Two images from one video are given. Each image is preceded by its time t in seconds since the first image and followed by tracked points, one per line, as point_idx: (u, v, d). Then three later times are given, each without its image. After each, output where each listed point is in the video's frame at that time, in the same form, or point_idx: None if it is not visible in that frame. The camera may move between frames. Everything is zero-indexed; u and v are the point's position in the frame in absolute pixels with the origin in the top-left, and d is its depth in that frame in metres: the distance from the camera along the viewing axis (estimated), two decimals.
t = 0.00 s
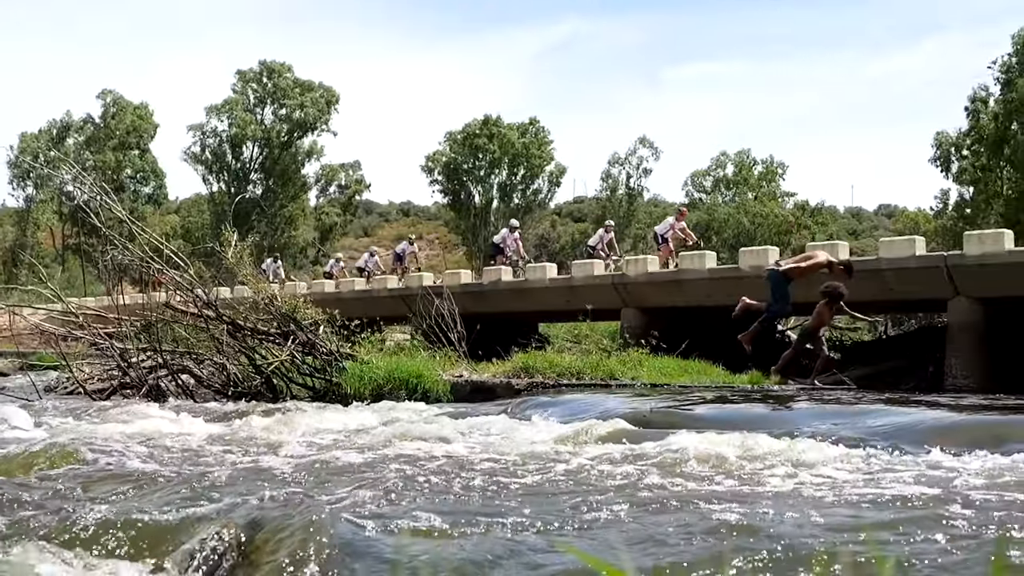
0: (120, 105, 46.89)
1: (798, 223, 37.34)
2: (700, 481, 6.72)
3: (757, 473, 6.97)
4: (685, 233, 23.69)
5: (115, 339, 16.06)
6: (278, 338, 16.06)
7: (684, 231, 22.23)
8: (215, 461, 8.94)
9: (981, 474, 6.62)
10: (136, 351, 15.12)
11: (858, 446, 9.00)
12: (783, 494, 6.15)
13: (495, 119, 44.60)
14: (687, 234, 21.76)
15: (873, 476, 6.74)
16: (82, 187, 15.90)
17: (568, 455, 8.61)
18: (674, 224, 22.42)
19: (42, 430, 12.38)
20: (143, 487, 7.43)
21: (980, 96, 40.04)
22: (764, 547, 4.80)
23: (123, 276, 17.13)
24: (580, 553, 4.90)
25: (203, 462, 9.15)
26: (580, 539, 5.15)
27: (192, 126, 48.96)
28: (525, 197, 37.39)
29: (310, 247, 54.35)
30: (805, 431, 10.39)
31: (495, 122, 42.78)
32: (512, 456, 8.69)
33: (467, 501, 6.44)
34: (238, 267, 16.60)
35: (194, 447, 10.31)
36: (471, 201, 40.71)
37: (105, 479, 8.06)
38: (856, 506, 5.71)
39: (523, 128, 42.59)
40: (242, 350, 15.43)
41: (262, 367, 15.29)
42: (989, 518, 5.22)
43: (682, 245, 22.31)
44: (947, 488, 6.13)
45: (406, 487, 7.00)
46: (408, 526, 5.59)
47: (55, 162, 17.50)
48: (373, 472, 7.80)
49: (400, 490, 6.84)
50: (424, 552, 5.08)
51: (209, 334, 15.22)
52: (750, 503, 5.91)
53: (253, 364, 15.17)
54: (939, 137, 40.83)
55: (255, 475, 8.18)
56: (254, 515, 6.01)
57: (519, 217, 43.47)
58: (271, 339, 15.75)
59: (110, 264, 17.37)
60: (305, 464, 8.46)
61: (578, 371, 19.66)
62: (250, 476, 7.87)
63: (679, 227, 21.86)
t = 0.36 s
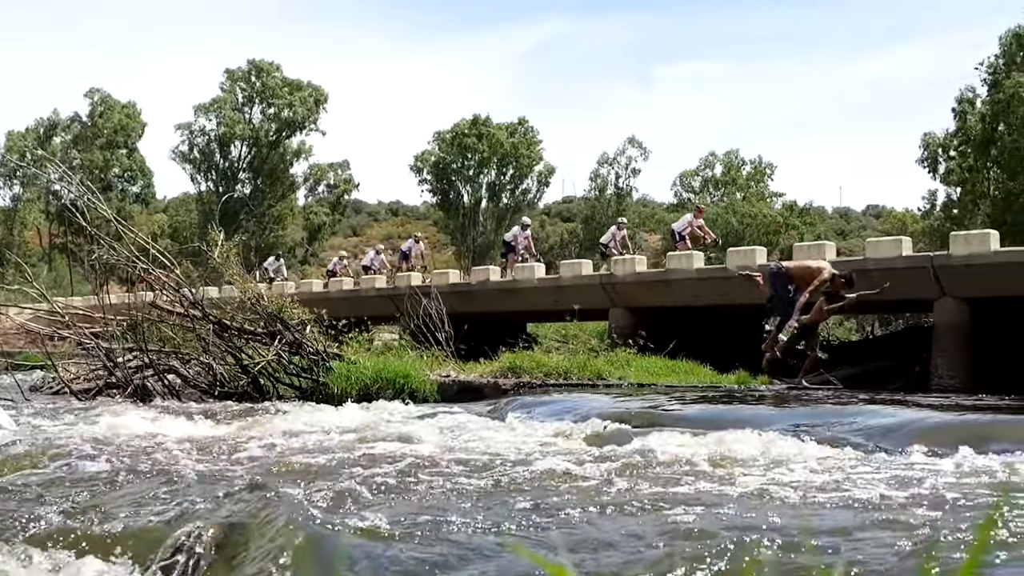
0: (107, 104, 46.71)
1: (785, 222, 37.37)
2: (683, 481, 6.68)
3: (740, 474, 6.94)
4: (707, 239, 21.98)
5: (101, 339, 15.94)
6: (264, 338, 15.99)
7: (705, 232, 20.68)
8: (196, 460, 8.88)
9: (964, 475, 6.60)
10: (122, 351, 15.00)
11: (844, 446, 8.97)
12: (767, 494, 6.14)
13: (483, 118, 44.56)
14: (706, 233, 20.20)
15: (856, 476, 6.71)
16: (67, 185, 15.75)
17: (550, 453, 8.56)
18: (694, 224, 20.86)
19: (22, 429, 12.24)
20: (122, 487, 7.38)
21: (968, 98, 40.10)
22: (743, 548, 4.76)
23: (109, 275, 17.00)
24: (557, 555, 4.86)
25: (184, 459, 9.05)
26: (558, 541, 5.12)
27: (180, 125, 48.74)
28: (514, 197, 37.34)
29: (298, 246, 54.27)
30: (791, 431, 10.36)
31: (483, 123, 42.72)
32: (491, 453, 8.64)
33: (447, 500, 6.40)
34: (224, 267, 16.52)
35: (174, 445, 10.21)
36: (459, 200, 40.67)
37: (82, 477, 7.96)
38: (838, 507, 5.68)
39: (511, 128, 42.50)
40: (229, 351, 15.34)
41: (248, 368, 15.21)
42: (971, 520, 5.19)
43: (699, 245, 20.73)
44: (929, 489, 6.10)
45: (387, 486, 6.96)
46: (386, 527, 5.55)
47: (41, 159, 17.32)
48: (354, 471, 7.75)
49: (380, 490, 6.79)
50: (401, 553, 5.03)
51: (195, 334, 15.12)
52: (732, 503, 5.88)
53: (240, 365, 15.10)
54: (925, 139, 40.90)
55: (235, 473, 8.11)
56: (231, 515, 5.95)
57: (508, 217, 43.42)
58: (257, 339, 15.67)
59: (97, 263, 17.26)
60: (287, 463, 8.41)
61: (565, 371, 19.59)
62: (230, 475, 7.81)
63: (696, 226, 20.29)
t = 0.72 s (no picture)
0: (94, 102, 46.54)
1: (773, 222, 37.40)
2: (669, 481, 6.61)
3: (726, 473, 6.87)
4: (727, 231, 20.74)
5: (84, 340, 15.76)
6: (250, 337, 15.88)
7: (719, 229, 19.49)
8: (177, 459, 8.78)
9: (951, 476, 6.54)
10: (105, 351, 14.82)
11: (829, 446, 8.89)
12: (748, 494, 6.06)
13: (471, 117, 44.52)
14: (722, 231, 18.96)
15: (841, 476, 6.66)
16: (50, 183, 15.56)
17: (533, 453, 8.46)
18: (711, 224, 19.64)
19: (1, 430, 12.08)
20: (97, 489, 7.26)
21: (954, 98, 40.18)
22: (721, 550, 4.68)
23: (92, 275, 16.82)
24: (537, 554, 4.77)
25: (162, 459, 8.92)
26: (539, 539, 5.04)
27: (166, 124, 48.49)
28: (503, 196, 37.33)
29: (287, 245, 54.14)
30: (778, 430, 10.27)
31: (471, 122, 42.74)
32: (474, 454, 8.53)
33: (428, 499, 6.32)
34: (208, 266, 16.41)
35: (154, 445, 10.07)
36: (446, 200, 40.55)
37: (58, 479, 7.82)
38: (825, 507, 5.60)
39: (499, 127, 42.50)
40: (213, 351, 15.18)
41: (233, 368, 15.06)
42: (956, 521, 5.11)
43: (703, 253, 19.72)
44: (915, 490, 6.04)
45: (369, 486, 6.88)
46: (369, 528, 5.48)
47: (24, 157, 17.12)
48: (338, 471, 7.66)
49: (364, 490, 6.72)
50: (378, 555, 4.95)
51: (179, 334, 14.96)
52: (716, 503, 5.81)
53: (224, 365, 14.95)
54: (911, 139, 41.00)
55: (213, 473, 7.99)
56: (209, 517, 5.86)
57: (495, 218, 43.42)
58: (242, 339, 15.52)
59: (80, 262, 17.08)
60: (270, 463, 8.32)
61: (551, 371, 19.48)
62: (211, 475, 7.71)
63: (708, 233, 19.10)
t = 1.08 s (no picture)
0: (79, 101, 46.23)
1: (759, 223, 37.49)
2: (652, 482, 6.55)
3: (709, 473, 6.81)
4: (749, 229, 20.57)
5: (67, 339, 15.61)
6: (235, 337, 15.76)
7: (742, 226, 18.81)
8: (157, 460, 8.69)
9: (934, 476, 6.50)
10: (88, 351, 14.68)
11: (811, 445, 8.85)
12: (727, 494, 6.00)
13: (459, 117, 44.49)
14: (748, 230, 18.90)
15: (824, 477, 6.61)
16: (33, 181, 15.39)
17: (514, 453, 8.38)
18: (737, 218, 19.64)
19: None
20: (74, 489, 7.16)
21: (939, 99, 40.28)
22: (693, 551, 4.64)
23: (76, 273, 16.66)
24: (515, 557, 4.69)
25: (140, 459, 8.81)
26: (519, 540, 4.96)
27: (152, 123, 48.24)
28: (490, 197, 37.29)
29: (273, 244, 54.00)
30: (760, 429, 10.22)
31: (459, 122, 42.69)
32: (455, 453, 8.45)
33: (407, 499, 6.24)
34: (194, 265, 16.29)
35: (133, 445, 9.95)
36: (432, 200, 40.43)
37: (35, 479, 7.72)
38: (807, 509, 5.54)
39: (486, 126, 42.47)
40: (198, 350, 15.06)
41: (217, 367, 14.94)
42: (939, 524, 5.06)
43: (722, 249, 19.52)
44: (898, 491, 5.99)
45: (349, 486, 6.79)
46: (346, 529, 5.39)
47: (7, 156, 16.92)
48: (319, 471, 7.57)
49: (343, 490, 6.63)
50: (354, 557, 4.87)
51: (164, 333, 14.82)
52: (699, 504, 5.74)
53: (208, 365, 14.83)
54: (897, 141, 41.13)
55: (191, 473, 7.89)
56: (183, 518, 5.78)
57: (482, 217, 43.36)
58: (227, 338, 15.39)
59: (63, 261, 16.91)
60: (251, 463, 8.23)
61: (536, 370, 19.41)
62: (190, 475, 7.62)
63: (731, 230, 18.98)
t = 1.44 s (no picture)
0: (64, 100, 45.92)
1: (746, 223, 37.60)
2: (633, 482, 6.49)
3: (691, 473, 6.75)
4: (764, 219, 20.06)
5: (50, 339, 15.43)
6: (220, 336, 15.64)
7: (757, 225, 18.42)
8: (135, 459, 8.59)
9: (917, 476, 6.45)
10: (71, 350, 14.51)
11: (795, 445, 8.79)
12: (704, 495, 5.97)
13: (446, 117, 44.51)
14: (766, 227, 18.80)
15: (807, 477, 6.55)
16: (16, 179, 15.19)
17: (495, 452, 8.33)
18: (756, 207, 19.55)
19: None
20: (49, 490, 7.06)
21: (925, 100, 40.42)
22: (670, 553, 4.61)
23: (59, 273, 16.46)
24: (492, 557, 4.61)
25: (120, 459, 8.70)
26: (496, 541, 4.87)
27: (138, 122, 47.92)
28: (477, 196, 37.31)
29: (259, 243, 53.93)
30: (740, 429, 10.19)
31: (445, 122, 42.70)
32: (436, 453, 8.39)
33: (385, 499, 6.15)
34: (178, 264, 16.17)
35: (114, 445, 9.83)
36: (420, 200, 40.30)
37: (11, 480, 7.61)
38: (790, 509, 5.48)
39: (474, 127, 42.48)
40: (182, 351, 14.92)
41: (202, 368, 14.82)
42: (916, 523, 5.04)
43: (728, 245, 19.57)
44: (881, 491, 5.94)
45: (328, 486, 6.71)
46: (323, 531, 5.30)
47: None
48: (298, 471, 7.49)
49: (321, 491, 6.55)
50: (330, 558, 4.78)
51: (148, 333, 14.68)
52: (680, 505, 5.68)
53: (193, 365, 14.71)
54: (883, 141, 41.29)
55: (170, 472, 7.79)
56: (157, 519, 5.71)
57: (469, 217, 43.35)
58: (211, 338, 15.26)
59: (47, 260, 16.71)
60: (231, 462, 8.14)
61: (521, 370, 19.33)
62: (169, 474, 7.53)
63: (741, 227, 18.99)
